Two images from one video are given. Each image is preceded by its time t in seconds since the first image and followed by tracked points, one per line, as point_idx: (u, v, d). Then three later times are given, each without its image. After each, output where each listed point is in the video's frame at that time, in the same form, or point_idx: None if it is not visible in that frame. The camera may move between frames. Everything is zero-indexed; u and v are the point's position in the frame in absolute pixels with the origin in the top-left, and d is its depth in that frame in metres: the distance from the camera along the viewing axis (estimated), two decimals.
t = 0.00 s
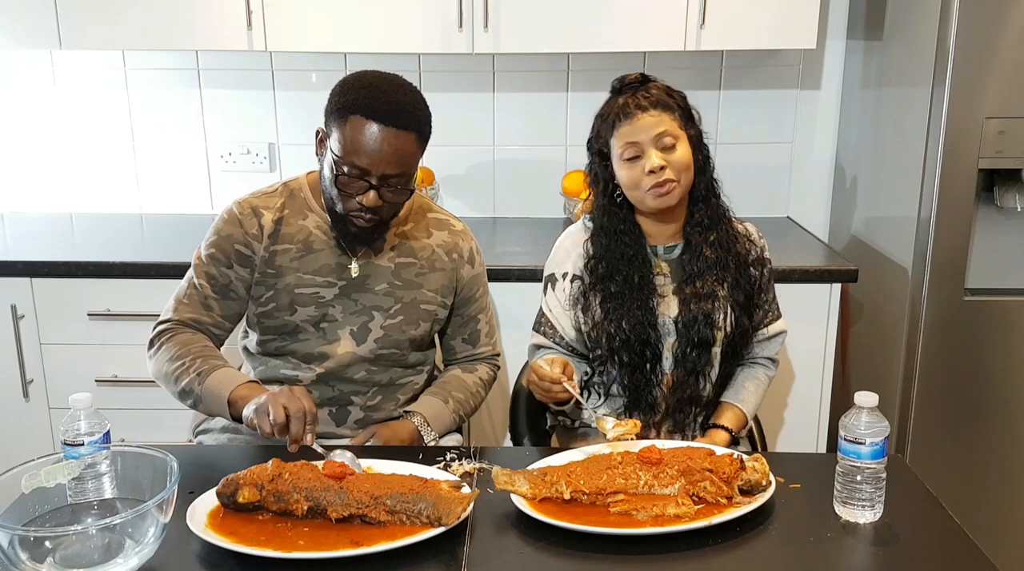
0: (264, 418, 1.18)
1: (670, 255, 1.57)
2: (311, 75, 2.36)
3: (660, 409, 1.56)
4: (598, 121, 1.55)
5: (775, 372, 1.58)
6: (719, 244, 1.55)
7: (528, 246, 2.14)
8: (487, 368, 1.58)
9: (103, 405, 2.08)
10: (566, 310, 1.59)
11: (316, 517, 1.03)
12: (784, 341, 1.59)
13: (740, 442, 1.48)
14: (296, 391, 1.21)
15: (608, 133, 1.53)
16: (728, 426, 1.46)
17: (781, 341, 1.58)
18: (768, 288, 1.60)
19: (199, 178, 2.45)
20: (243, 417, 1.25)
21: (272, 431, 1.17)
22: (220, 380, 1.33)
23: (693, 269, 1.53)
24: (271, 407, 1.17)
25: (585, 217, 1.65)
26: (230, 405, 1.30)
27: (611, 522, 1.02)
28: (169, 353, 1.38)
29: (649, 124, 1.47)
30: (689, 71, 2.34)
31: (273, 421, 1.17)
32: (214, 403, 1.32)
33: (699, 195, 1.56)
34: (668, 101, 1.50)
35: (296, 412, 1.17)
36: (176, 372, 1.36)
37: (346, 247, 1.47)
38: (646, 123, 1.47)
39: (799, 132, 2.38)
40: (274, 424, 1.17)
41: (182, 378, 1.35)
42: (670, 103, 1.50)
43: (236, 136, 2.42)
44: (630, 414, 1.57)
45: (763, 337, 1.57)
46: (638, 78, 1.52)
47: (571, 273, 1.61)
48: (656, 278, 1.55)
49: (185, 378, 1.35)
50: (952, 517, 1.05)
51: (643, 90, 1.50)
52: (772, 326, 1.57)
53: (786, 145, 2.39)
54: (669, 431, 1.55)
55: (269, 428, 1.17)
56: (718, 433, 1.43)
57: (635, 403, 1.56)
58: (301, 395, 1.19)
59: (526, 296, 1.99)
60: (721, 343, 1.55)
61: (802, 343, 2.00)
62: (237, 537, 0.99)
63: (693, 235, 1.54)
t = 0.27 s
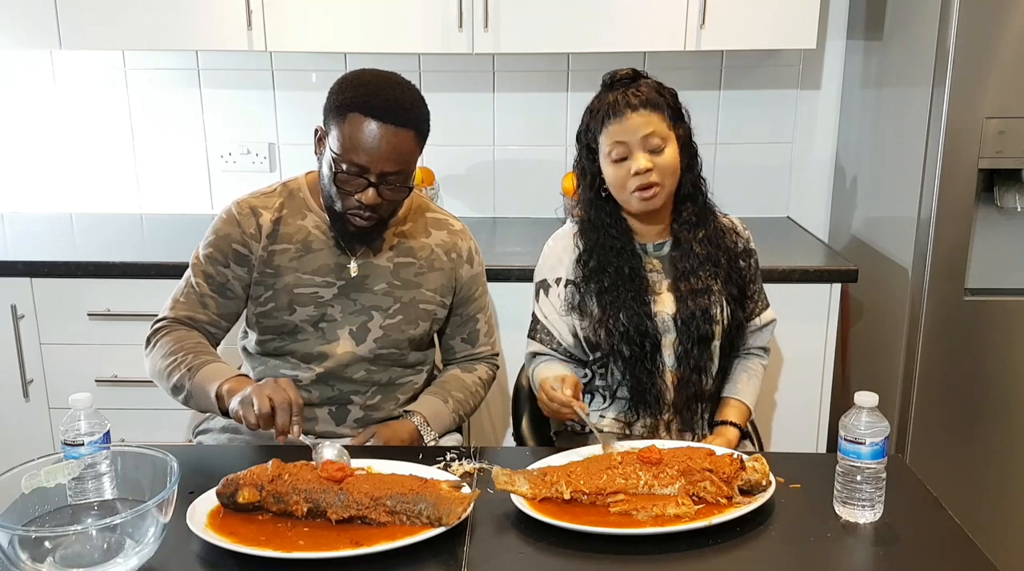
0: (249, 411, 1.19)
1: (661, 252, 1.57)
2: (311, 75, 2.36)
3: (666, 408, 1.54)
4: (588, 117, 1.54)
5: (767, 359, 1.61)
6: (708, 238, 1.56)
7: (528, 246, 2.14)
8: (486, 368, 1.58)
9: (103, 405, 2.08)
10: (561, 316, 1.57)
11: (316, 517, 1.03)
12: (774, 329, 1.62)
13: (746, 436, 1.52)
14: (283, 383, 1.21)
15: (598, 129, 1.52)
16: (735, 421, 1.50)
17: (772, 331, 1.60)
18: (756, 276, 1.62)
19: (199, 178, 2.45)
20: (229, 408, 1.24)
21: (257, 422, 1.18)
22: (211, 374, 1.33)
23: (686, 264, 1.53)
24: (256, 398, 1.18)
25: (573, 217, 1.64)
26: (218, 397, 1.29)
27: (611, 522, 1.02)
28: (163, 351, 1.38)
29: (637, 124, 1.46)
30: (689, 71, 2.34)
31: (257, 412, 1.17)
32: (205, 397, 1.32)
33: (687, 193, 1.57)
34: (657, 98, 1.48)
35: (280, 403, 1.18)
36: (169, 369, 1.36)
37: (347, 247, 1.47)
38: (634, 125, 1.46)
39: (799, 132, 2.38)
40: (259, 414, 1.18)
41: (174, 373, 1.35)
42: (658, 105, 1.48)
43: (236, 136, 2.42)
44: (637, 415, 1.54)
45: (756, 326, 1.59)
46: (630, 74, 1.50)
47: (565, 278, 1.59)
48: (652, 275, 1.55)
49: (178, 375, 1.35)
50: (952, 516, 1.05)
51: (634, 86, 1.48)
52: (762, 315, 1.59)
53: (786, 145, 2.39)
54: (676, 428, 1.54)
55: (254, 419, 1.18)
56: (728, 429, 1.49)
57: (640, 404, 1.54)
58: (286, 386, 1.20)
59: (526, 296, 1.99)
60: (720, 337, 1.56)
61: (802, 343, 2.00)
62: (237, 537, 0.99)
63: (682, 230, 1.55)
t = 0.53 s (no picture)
0: (253, 416, 1.19)
1: (654, 253, 1.57)
2: (311, 75, 2.36)
3: (669, 406, 1.54)
4: (585, 117, 1.52)
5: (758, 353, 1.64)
6: (699, 238, 1.57)
7: (528, 246, 2.14)
8: (486, 367, 1.58)
9: (102, 405, 2.08)
10: (557, 321, 1.56)
11: (316, 517, 1.03)
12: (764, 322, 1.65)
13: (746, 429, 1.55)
14: (287, 388, 1.22)
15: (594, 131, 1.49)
16: (735, 415, 1.54)
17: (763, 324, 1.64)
18: (745, 272, 1.64)
19: (199, 178, 2.45)
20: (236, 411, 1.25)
21: (263, 428, 1.18)
22: (217, 374, 1.33)
23: (680, 263, 1.54)
24: (262, 404, 1.18)
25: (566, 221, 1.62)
26: (224, 398, 1.30)
27: (611, 522, 1.02)
28: (165, 353, 1.38)
29: (633, 133, 1.44)
30: (689, 72, 2.34)
31: (264, 419, 1.18)
32: (210, 399, 1.32)
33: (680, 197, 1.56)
34: (658, 104, 1.46)
35: (285, 409, 1.18)
36: (172, 371, 1.36)
37: (346, 248, 1.47)
38: (631, 133, 1.45)
39: (799, 132, 2.38)
40: (265, 421, 1.18)
41: (179, 375, 1.35)
42: (659, 112, 1.46)
43: (236, 136, 2.42)
44: (639, 414, 1.53)
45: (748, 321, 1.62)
46: (632, 75, 1.48)
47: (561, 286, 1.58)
48: (649, 275, 1.55)
49: (181, 376, 1.35)
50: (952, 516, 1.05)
51: (636, 88, 1.47)
52: (752, 309, 1.62)
53: (786, 145, 2.39)
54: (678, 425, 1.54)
55: (260, 425, 1.18)
56: (731, 424, 1.52)
57: (642, 403, 1.53)
58: (291, 392, 1.20)
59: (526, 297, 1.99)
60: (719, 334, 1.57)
61: (803, 343, 2.01)
62: (237, 537, 0.99)
63: (674, 235, 1.56)
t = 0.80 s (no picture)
0: (254, 420, 1.18)
1: (650, 253, 1.57)
2: (311, 75, 2.36)
3: (674, 407, 1.54)
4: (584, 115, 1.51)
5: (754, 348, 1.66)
6: (697, 240, 1.58)
7: (528, 246, 2.14)
8: (486, 367, 1.58)
9: (102, 405, 2.08)
10: (557, 324, 1.55)
11: (316, 517, 1.03)
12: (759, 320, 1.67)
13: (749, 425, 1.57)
14: (288, 392, 1.22)
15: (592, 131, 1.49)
16: (738, 412, 1.55)
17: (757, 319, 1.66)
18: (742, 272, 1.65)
19: (199, 178, 2.45)
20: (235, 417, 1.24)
21: (265, 432, 1.17)
22: (213, 377, 1.33)
23: (679, 266, 1.55)
24: (264, 409, 1.18)
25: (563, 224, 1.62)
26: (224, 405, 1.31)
27: (611, 522, 1.02)
28: (163, 353, 1.38)
29: (631, 137, 1.45)
30: (689, 72, 2.34)
31: (265, 423, 1.17)
32: (210, 401, 1.32)
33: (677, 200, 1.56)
34: (658, 109, 1.46)
35: (286, 413, 1.18)
36: (171, 372, 1.36)
37: (346, 248, 1.47)
38: (630, 136, 1.45)
39: (799, 132, 2.38)
40: (267, 425, 1.18)
41: (176, 377, 1.35)
42: (659, 115, 1.46)
43: (236, 136, 2.42)
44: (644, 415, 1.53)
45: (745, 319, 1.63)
46: (634, 77, 1.48)
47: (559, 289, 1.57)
48: (647, 276, 1.55)
49: (180, 378, 1.35)
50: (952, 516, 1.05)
51: (638, 91, 1.47)
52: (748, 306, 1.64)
53: (786, 145, 2.39)
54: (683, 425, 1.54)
55: (261, 429, 1.18)
56: (735, 421, 1.53)
57: (646, 404, 1.53)
58: (292, 396, 1.20)
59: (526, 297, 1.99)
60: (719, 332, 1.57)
61: (802, 343, 2.01)
62: (237, 537, 0.99)
63: (671, 239, 1.56)
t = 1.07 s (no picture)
0: (247, 415, 1.18)
1: (650, 254, 1.57)
2: (311, 75, 2.36)
3: (678, 408, 1.54)
4: (584, 115, 1.51)
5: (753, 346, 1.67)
6: (696, 243, 1.58)
7: (528, 246, 2.14)
8: (486, 367, 1.58)
9: (102, 405, 2.08)
10: (558, 328, 1.54)
11: (316, 517, 1.03)
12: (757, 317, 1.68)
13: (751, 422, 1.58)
14: (280, 386, 1.22)
15: (592, 131, 1.48)
16: (739, 409, 1.57)
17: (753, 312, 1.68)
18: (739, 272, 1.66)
19: (199, 178, 2.45)
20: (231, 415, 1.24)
21: (259, 426, 1.18)
22: (210, 378, 1.33)
23: (679, 269, 1.55)
24: (257, 403, 1.18)
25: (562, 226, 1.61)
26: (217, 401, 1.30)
27: (611, 522, 1.02)
28: (163, 352, 1.38)
29: (631, 141, 1.45)
30: (689, 72, 2.34)
31: (259, 416, 1.18)
32: (206, 401, 1.32)
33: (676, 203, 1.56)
34: (659, 113, 1.45)
35: (279, 406, 1.18)
36: (169, 372, 1.36)
37: (345, 247, 1.47)
38: (630, 139, 1.45)
39: (799, 132, 2.38)
40: (260, 418, 1.18)
41: (175, 377, 1.35)
42: (660, 118, 1.45)
43: (236, 136, 2.42)
44: (648, 416, 1.53)
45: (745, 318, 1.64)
46: (637, 79, 1.48)
47: (559, 293, 1.56)
48: (645, 278, 1.55)
49: (178, 377, 1.35)
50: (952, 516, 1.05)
51: (639, 93, 1.46)
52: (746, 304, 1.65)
53: (786, 145, 2.39)
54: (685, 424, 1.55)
55: (255, 424, 1.18)
56: (736, 418, 1.54)
57: (650, 406, 1.52)
58: (284, 390, 1.21)
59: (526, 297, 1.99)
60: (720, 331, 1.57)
61: (803, 343, 2.01)
62: (237, 537, 0.99)
63: (671, 243, 1.56)
